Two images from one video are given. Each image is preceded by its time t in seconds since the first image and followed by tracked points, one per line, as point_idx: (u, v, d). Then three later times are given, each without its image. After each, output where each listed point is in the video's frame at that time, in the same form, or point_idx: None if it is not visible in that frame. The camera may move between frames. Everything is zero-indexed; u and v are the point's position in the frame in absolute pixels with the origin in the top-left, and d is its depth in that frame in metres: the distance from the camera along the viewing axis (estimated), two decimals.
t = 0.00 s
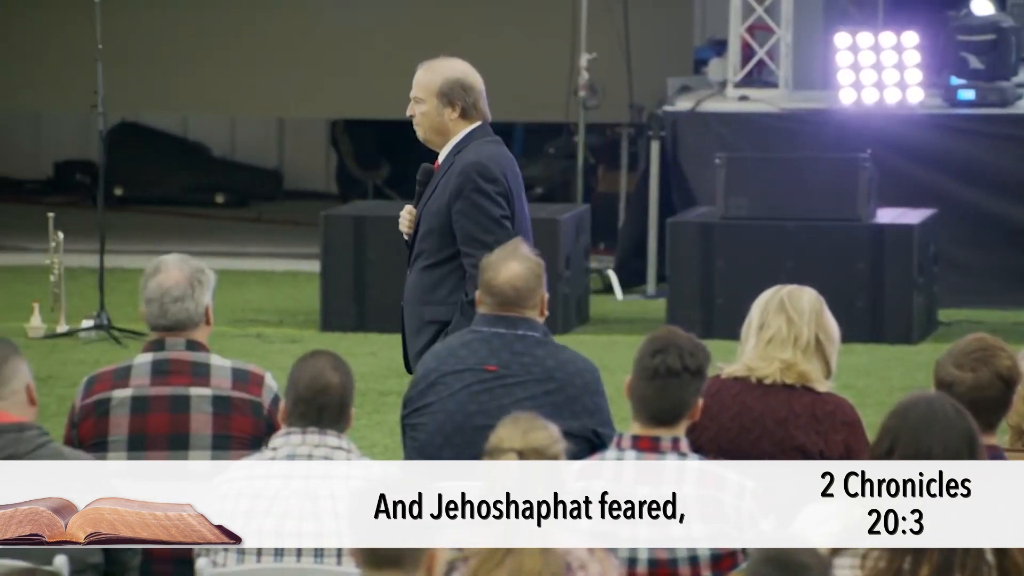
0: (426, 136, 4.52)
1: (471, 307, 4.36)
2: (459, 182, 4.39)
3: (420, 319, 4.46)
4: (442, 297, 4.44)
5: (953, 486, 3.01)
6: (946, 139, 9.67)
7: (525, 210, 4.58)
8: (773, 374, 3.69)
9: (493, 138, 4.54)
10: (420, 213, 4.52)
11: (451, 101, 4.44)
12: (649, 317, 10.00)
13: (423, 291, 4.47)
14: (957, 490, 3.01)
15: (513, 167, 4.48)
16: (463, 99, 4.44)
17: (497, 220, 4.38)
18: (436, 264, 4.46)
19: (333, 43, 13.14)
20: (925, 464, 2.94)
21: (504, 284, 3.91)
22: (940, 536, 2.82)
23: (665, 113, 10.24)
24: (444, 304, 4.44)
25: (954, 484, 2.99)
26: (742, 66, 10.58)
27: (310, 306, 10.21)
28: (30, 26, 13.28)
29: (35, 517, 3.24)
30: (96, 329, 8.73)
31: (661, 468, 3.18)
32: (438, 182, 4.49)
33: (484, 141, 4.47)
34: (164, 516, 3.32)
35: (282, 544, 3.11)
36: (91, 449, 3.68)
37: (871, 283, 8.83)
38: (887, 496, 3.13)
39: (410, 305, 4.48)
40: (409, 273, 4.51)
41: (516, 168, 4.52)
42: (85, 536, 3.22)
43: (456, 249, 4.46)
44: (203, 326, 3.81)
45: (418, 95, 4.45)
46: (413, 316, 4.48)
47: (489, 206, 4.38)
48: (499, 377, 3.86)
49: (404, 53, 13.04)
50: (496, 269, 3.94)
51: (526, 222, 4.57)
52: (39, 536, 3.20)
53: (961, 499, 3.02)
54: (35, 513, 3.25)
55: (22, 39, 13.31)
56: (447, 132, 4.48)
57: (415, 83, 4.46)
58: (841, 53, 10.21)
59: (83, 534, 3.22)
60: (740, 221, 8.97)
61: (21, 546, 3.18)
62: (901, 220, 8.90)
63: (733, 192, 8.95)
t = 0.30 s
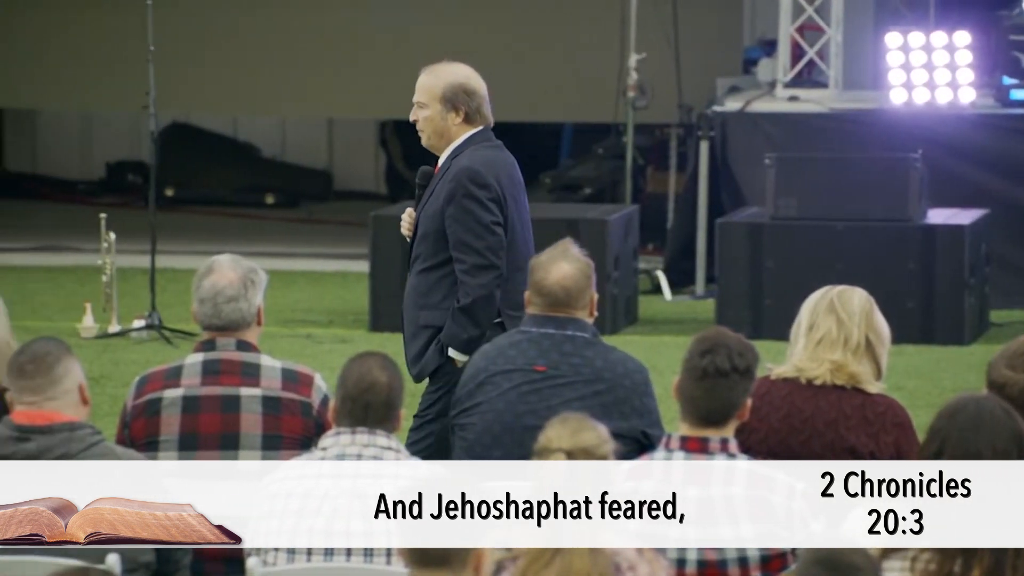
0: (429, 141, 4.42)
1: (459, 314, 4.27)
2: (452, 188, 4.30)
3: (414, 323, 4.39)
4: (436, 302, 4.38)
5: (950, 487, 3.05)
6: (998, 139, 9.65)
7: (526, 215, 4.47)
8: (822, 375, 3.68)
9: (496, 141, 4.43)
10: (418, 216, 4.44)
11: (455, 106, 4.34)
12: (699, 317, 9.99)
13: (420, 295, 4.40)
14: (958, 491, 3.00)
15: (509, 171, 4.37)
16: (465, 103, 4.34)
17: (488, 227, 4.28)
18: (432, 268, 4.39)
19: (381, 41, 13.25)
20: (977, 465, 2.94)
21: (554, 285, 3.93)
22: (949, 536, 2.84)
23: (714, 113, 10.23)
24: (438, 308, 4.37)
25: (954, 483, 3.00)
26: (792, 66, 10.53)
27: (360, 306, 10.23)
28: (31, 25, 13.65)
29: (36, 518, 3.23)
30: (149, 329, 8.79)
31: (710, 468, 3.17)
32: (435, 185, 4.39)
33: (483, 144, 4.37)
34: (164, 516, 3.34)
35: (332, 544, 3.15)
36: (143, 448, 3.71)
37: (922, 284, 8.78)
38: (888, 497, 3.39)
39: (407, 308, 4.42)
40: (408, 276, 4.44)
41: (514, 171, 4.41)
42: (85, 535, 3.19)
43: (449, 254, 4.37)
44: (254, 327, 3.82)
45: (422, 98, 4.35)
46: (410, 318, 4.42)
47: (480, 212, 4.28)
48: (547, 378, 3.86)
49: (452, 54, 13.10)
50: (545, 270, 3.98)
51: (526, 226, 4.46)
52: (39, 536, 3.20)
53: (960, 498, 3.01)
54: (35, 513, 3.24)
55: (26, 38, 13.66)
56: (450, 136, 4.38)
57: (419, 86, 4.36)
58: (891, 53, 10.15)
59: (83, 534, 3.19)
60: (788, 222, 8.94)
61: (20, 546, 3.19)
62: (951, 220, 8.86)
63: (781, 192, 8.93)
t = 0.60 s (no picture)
0: (423, 136, 4.51)
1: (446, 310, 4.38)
2: (443, 185, 4.39)
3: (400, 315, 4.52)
4: (422, 295, 4.49)
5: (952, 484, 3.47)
6: None
7: (514, 211, 4.57)
8: (872, 376, 3.68)
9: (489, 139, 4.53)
10: (409, 210, 4.54)
11: (451, 103, 4.43)
12: (747, 317, 9.97)
13: (407, 287, 4.52)
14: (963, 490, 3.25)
15: (500, 170, 4.47)
16: (460, 102, 4.43)
17: (477, 225, 4.38)
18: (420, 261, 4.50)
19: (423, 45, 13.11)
20: None
21: (602, 285, 3.96)
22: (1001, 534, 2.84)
23: (763, 113, 10.20)
24: (425, 301, 4.48)
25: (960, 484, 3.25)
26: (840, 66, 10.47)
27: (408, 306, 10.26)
28: (31, 25, 13.27)
29: (35, 518, 3.19)
30: (198, 329, 8.84)
31: (759, 468, 3.16)
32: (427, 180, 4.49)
33: (475, 143, 4.45)
34: (164, 516, 3.22)
35: (379, 544, 3.16)
36: (194, 447, 3.73)
37: (973, 284, 8.73)
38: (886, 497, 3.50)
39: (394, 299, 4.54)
40: (396, 268, 4.56)
41: (505, 170, 4.50)
42: (85, 536, 3.12)
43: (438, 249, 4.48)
44: (304, 327, 3.85)
45: (418, 94, 4.43)
46: (396, 310, 4.55)
47: (470, 211, 4.37)
48: (595, 378, 3.87)
49: (472, 56, 13.07)
50: (593, 270, 4.01)
51: (514, 222, 4.57)
52: (39, 536, 3.15)
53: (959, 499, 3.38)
54: (35, 513, 3.19)
55: (26, 38, 13.30)
56: (444, 132, 4.47)
57: (415, 81, 4.44)
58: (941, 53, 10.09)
59: (83, 534, 3.11)
60: (838, 221, 8.91)
61: (20, 546, 3.14)
62: (1001, 221, 8.82)
63: (829, 193, 8.90)
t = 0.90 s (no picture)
0: (428, 133, 4.28)
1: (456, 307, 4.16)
2: (449, 180, 4.15)
3: (408, 314, 4.29)
4: (429, 293, 4.26)
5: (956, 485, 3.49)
6: None
7: (521, 206, 4.33)
8: (923, 376, 3.67)
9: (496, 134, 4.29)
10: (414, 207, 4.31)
11: (455, 99, 4.19)
12: (795, 317, 9.95)
13: (413, 286, 4.29)
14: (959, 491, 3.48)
15: (507, 165, 4.23)
16: (465, 96, 4.19)
17: (484, 221, 4.14)
18: (426, 259, 4.26)
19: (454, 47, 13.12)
20: None
21: (651, 284, 3.96)
22: None
23: (813, 112, 10.16)
24: (433, 299, 4.25)
25: (955, 484, 3.49)
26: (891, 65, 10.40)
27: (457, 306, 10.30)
28: (31, 25, 13.37)
29: (36, 517, 3.28)
30: (248, 329, 8.86)
31: (808, 469, 3.14)
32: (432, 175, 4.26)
33: (481, 138, 4.22)
34: (164, 516, 3.20)
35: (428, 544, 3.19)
36: (243, 446, 3.74)
37: None
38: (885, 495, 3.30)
39: (401, 298, 4.31)
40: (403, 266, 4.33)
41: (511, 165, 4.26)
42: (85, 536, 3.15)
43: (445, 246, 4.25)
44: (353, 327, 3.87)
45: (422, 90, 4.21)
46: (404, 310, 4.32)
47: (477, 206, 4.14)
48: (643, 378, 3.86)
49: (488, 55, 13.09)
50: (641, 270, 4.00)
51: (522, 216, 4.32)
52: (38, 536, 3.26)
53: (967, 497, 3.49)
54: (35, 513, 3.29)
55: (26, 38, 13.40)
56: (449, 128, 4.23)
57: (419, 77, 4.21)
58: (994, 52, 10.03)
59: (83, 534, 3.15)
60: (889, 221, 8.85)
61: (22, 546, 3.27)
62: None
63: (881, 192, 8.86)
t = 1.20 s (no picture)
0: (442, 135, 4.38)
1: (480, 308, 4.25)
2: (470, 181, 4.26)
3: (430, 316, 4.39)
4: (452, 295, 4.36)
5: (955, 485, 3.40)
6: None
7: (538, 206, 4.43)
8: (977, 377, 3.68)
9: (508, 133, 4.39)
10: (432, 210, 4.42)
11: (467, 99, 4.29)
12: (845, 317, 9.93)
13: (434, 288, 4.39)
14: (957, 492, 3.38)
15: (524, 165, 4.33)
16: (477, 97, 4.28)
17: (507, 220, 4.24)
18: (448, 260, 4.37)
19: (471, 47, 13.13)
20: None
21: (702, 284, 3.94)
22: None
23: (865, 111, 10.13)
24: (456, 302, 4.36)
25: (952, 484, 3.38)
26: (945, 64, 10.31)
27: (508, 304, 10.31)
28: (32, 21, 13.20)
29: (35, 518, 3.29)
30: (300, 329, 8.89)
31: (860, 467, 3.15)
32: (450, 177, 4.36)
33: (496, 138, 4.32)
34: (164, 515, 3.14)
35: (479, 544, 3.19)
36: (296, 446, 3.76)
37: None
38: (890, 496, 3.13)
39: (422, 301, 4.42)
40: (423, 268, 4.44)
41: (528, 165, 4.37)
42: (85, 536, 3.16)
43: (466, 247, 4.35)
44: (404, 327, 3.90)
45: (433, 94, 4.31)
46: (424, 313, 4.42)
47: (499, 206, 4.24)
48: (694, 379, 3.86)
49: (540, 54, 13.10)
50: (693, 269, 3.99)
51: (540, 216, 4.43)
52: (39, 535, 3.27)
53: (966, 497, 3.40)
54: (35, 513, 3.29)
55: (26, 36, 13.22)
56: (463, 129, 4.33)
57: (430, 81, 4.31)
58: None
59: (84, 534, 3.16)
60: (942, 221, 8.79)
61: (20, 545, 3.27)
62: None
63: (934, 192, 8.76)
